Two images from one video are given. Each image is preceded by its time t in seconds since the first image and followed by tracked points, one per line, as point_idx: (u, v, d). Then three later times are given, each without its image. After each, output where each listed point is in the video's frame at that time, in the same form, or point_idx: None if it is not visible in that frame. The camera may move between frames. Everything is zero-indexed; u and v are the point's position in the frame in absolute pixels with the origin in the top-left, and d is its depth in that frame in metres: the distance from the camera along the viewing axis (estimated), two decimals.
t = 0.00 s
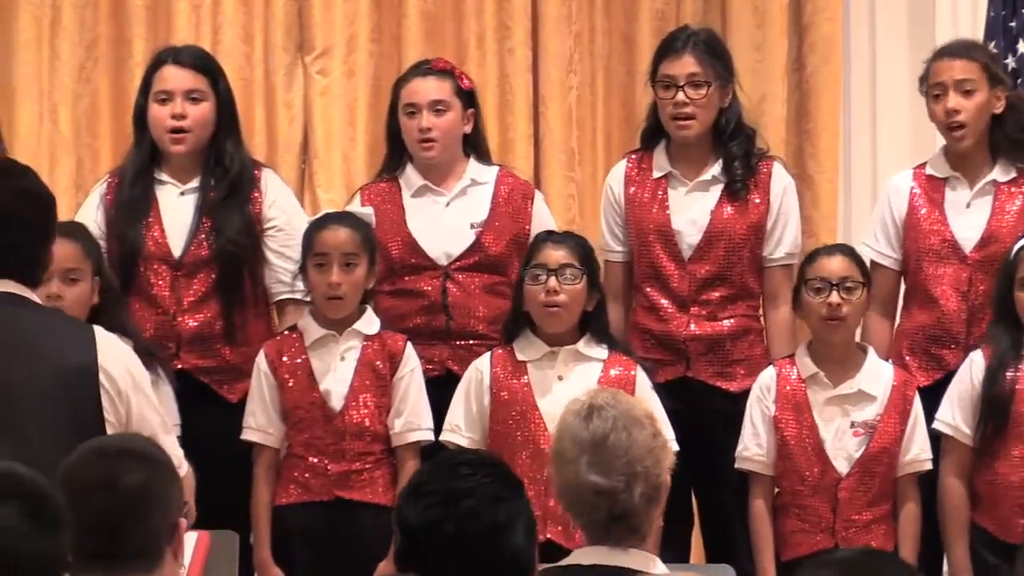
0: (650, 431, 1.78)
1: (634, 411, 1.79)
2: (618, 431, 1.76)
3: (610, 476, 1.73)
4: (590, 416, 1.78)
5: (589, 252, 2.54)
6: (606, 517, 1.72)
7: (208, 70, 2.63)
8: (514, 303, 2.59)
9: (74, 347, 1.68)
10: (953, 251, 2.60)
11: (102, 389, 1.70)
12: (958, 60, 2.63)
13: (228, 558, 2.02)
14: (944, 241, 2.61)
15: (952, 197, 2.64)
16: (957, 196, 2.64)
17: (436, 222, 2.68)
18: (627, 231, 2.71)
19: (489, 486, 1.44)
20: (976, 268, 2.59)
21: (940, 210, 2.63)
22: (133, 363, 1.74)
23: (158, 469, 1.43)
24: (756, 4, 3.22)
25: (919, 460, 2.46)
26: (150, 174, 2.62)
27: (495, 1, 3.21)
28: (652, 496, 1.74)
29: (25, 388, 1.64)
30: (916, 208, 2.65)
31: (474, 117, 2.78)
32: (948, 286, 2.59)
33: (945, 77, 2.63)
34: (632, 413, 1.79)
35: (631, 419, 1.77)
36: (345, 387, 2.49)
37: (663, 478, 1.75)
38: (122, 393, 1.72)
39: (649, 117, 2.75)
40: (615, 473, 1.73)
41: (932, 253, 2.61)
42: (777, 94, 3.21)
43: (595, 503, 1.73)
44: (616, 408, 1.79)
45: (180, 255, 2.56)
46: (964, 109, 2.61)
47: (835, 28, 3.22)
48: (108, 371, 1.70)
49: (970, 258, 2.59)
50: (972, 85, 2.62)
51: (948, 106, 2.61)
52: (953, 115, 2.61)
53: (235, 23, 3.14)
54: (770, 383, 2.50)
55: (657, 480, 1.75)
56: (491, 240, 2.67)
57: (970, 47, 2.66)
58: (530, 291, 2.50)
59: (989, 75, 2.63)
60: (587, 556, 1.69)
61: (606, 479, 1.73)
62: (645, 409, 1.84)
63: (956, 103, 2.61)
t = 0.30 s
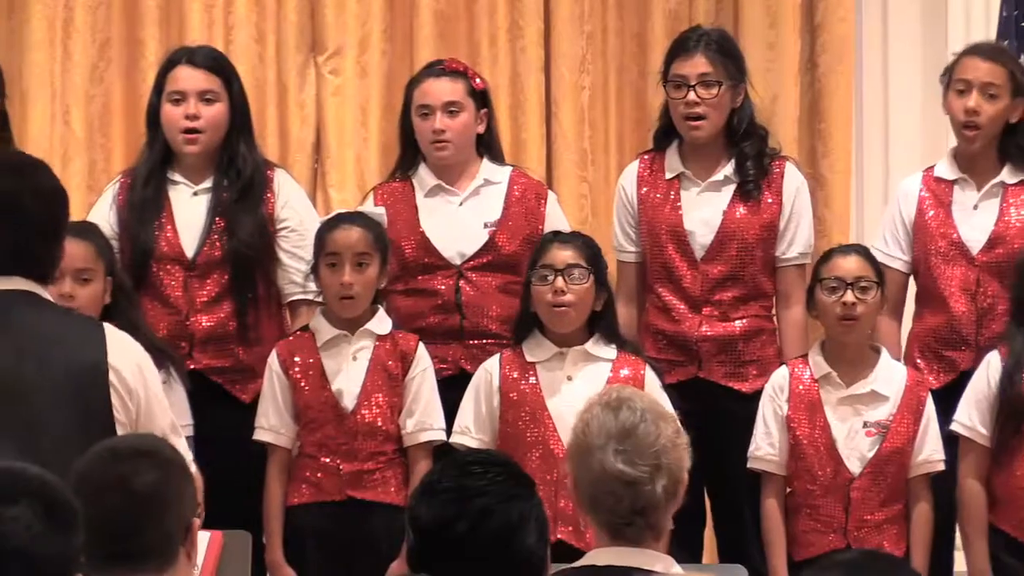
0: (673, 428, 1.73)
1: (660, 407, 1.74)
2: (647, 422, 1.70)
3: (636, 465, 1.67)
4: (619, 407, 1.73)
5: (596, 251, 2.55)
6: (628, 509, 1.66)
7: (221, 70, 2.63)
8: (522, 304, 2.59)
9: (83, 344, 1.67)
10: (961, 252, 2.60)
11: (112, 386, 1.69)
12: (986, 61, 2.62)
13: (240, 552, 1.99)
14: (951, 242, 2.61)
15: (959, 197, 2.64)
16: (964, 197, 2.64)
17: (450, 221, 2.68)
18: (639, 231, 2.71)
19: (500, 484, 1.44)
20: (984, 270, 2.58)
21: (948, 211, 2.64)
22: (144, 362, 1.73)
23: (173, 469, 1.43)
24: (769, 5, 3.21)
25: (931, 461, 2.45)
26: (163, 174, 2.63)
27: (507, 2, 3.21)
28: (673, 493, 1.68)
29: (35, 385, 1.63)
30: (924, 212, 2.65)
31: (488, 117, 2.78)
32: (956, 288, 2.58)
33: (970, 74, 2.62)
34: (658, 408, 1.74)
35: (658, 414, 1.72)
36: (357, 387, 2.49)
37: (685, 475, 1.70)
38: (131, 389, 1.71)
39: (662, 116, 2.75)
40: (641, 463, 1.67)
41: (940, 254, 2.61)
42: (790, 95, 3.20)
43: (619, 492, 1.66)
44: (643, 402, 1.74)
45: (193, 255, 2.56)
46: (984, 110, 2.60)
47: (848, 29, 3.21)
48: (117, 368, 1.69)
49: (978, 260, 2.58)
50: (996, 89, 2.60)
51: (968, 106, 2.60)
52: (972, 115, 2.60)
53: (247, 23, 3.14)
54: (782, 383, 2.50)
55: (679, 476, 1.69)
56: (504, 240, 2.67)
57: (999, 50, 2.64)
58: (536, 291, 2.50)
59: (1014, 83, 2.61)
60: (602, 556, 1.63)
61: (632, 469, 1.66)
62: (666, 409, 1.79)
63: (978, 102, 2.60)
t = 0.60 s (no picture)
0: (689, 431, 1.72)
1: (675, 411, 1.73)
2: (664, 425, 1.69)
3: (653, 469, 1.65)
4: (635, 410, 1.71)
5: (606, 251, 2.54)
6: (644, 512, 1.64)
7: (236, 70, 2.64)
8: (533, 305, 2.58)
9: (91, 345, 1.61)
10: (970, 252, 2.59)
11: (119, 388, 1.63)
12: (997, 59, 2.60)
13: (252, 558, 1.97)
14: (961, 242, 2.60)
15: (968, 197, 2.63)
16: (972, 197, 2.63)
17: (465, 222, 2.68)
18: (652, 231, 2.70)
19: (524, 482, 1.40)
20: (994, 270, 2.57)
21: (957, 211, 2.63)
22: (157, 356, 1.67)
23: (187, 470, 1.44)
24: (783, 5, 3.21)
25: (945, 461, 2.45)
26: (178, 173, 2.63)
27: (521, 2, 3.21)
28: (689, 496, 1.67)
29: (43, 392, 1.58)
30: (933, 210, 2.65)
31: (503, 117, 2.78)
32: (966, 288, 2.58)
33: (978, 73, 2.61)
34: (674, 412, 1.73)
35: (674, 417, 1.71)
36: (370, 386, 2.49)
37: (701, 478, 1.69)
38: (139, 389, 1.65)
39: (674, 116, 2.75)
40: (659, 465, 1.66)
41: (949, 257, 2.60)
42: (803, 95, 3.20)
43: (636, 495, 1.65)
44: (659, 405, 1.73)
45: (208, 255, 2.56)
46: (996, 108, 2.59)
47: (861, 29, 3.20)
48: (125, 369, 1.63)
49: (988, 259, 2.58)
50: (1004, 87, 2.60)
51: (979, 103, 2.59)
52: (982, 112, 2.59)
53: (261, 23, 3.14)
54: (796, 382, 2.49)
55: (695, 479, 1.68)
56: (519, 240, 2.67)
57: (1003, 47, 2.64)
58: (548, 292, 2.50)
59: None
60: (618, 556, 1.61)
61: (649, 471, 1.65)
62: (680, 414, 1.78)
63: (989, 100, 2.59)
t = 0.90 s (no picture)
0: (699, 430, 1.70)
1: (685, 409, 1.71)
2: (673, 425, 1.67)
3: (661, 470, 1.64)
4: (644, 410, 1.69)
5: (624, 251, 2.53)
6: (653, 513, 1.63)
7: (252, 71, 2.64)
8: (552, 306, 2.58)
9: (108, 360, 1.58)
10: (982, 253, 2.58)
11: (131, 405, 1.60)
12: (997, 60, 2.59)
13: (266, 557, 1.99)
14: (973, 243, 2.58)
15: (979, 199, 2.62)
16: (984, 199, 2.62)
17: (481, 222, 2.68)
18: (668, 231, 2.70)
19: (530, 475, 1.41)
20: (1006, 270, 2.56)
21: (969, 213, 2.61)
22: (171, 370, 1.64)
23: (201, 469, 1.44)
24: (798, 6, 3.20)
25: (959, 462, 2.43)
26: (193, 173, 2.63)
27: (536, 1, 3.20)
28: (700, 497, 1.66)
29: (57, 405, 1.56)
30: (944, 211, 2.63)
31: (520, 117, 2.78)
32: (979, 289, 2.57)
33: (981, 77, 2.59)
34: (684, 411, 1.71)
35: (684, 417, 1.69)
36: (384, 386, 2.49)
37: (712, 478, 1.67)
38: (151, 407, 1.62)
39: (691, 117, 2.74)
40: (668, 467, 1.64)
41: (960, 258, 2.59)
42: (818, 95, 3.19)
43: (645, 497, 1.63)
44: (669, 405, 1.71)
45: (223, 256, 2.56)
46: (1001, 109, 2.58)
47: (876, 28, 3.19)
48: (138, 386, 1.60)
49: (1000, 260, 2.56)
50: (1008, 87, 2.59)
51: (985, 106, 2.58)
52: (990, 114, 2.58)
53: (276, 23, 3.15)
54: (811, 383, 2.48)
55: (705, 479, 1.66)
56: (536, 240, 2.67)
57: (1003, 48, 2.63)
58: (567, 293, 2.49)
59: None
60: (630, 556, 1.61)
61: (657, 473, 1.64)
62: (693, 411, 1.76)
63: (994, 102, 2.58)
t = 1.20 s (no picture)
0: (696, 429, 1.68)
1: (681, 408, 1.69)
2: (667, 426, 1.66)
3: (656, 470, 1.63)
4: (639, 411, 1.68)
5: (647, 251, 2.52)
6: (649, 513, 1.62)
7: (269, 71, 2.64)
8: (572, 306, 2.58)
9: (132, 360, 1.56)
10: (997, 254, 2.57)
11: (154, 405, 1.58)
12: (1009, 62, 2.58)
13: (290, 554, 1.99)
14: (987, 243, 2.57)
15: (993, 200, 2.61)
16: (998, 200, 2.61)
17: (499, 222, 2.67)
18: (685, 231, 2.69)
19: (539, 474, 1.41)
20: (1020, 270, 2.55)
21: (983, 214, 2.60)
22: (194, 369, 1.62)
23: (217, 470, 1.43)
24: (814, 5, 3.18)
25: (976, 461, 2.43)
26: (209, 174, 2.64)
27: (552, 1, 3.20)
28: (697, 496, 1.64)
29: (80, 407, 1.53)
30: (958, 212, 2.62)
31: (537, 117, 2.78)
32: (994, 290, 2.56)
33: (993, 79, 2.58)
34: (680, 411, 1.69)
35: (679, 416, 1.68)
36: (399, 387, 2.49)
37: (709, 477, 1.65)
38: (174, 406, 1.60)
39: (707, 117, 2.73)
40: (663, 467, 1.63)
41: (975, 259, 2.58)
42: (834, 94, 3.17)
43: (640, 497, 1.63)
44: (665, 404, 1.69)
45: (238, 256, 2.56)
46: (1014, 110, 2.57)
47: (893, 28, 3.18)
48: (161, 386, 1.58)
49: (1014, 260, 2.55)
50: (1022, 87, 2.58)
51: (997, 108, 2.57)
52: (1002, 117, 2.57)
53: (293, 23, 3.15)
54: (827, 383, 2.47)
55: (703, 478, 1.65)
56: (553, 241, 2.66)
57: (1017, 49, 2.61)
58: (588, 293, 2.48)
59: None
60: (633, 558, 1.61)
61: (652, 474, 1.63)
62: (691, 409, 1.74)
63: (1006, 104, 2.57)
